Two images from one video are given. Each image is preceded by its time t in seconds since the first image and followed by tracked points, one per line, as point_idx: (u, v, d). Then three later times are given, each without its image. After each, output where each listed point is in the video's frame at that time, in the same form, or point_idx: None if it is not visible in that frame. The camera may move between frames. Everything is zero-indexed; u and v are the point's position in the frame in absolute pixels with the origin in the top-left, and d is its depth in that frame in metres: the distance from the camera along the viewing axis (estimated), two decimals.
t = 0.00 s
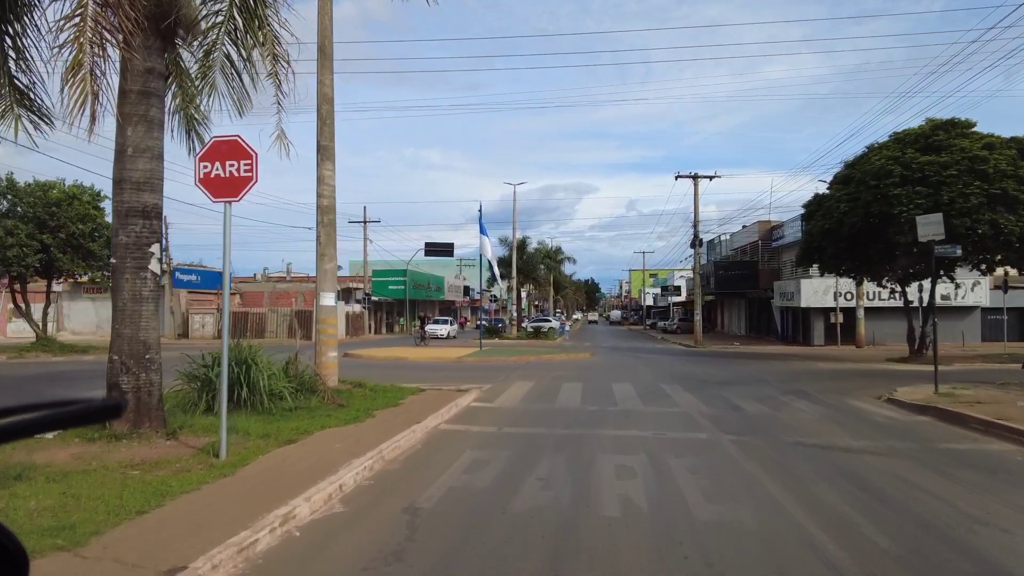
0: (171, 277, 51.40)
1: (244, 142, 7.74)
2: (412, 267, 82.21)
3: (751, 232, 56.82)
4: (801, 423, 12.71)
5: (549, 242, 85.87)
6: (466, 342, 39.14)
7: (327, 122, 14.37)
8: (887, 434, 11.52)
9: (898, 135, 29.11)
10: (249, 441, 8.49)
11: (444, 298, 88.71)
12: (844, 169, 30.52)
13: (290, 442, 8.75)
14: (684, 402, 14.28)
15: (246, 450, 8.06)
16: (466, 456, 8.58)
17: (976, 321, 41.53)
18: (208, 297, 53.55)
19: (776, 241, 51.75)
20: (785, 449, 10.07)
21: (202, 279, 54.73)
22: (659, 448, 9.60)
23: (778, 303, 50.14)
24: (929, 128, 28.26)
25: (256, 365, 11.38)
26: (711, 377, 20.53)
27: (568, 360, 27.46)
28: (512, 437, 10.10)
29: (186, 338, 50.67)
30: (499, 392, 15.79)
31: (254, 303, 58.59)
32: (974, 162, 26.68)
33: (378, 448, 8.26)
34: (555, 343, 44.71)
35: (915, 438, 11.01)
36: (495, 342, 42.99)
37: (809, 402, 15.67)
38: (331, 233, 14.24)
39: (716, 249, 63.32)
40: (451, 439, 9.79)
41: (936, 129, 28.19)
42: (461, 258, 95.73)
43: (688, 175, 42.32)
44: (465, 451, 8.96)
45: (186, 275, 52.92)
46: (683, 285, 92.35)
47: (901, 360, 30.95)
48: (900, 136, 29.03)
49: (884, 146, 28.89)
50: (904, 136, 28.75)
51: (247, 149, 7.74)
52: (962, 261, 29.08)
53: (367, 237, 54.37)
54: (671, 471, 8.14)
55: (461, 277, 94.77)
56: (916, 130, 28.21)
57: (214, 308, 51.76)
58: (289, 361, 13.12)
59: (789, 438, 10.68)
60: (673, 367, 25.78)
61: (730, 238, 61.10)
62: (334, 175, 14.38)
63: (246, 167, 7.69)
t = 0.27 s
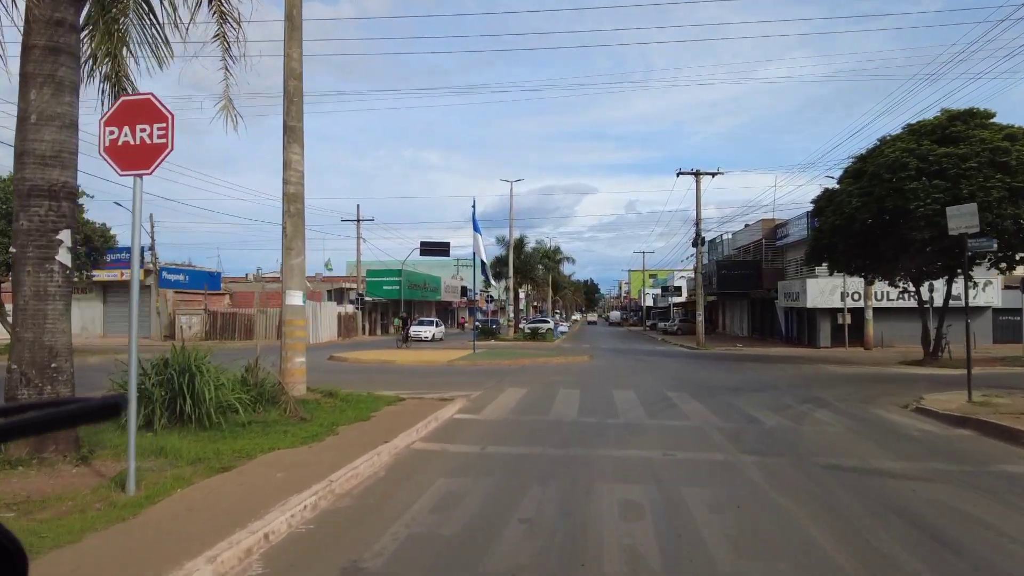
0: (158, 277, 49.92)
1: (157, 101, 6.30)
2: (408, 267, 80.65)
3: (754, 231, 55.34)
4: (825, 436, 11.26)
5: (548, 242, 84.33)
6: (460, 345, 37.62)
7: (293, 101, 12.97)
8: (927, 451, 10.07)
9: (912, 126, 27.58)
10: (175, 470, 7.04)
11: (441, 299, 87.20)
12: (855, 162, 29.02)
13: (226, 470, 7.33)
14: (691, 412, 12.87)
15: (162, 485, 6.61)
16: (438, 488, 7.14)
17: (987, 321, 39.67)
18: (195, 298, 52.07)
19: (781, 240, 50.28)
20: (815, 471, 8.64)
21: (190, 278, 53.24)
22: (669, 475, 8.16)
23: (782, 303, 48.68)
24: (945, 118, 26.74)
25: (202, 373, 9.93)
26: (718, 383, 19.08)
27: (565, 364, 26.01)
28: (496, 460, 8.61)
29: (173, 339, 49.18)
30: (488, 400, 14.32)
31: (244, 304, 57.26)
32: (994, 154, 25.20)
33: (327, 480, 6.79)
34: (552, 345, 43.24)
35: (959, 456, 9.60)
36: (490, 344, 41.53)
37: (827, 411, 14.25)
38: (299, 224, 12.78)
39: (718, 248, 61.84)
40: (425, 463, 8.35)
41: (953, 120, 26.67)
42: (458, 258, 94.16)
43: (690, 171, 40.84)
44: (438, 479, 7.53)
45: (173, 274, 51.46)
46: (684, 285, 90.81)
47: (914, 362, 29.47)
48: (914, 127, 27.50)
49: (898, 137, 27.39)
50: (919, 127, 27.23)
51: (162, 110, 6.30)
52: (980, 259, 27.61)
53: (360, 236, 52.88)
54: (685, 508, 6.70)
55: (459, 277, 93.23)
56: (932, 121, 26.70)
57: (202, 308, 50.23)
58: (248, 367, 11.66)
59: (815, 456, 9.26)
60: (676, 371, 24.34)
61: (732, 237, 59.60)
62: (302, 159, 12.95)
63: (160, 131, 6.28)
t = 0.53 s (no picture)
0: (143, 276, 48.41)
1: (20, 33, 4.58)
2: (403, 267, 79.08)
3: (757, 229, 53.85)
4: (858, 454, 9.77)
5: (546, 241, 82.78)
6: (454, 347, 36.07)
7: (252, 73, 11.51)
8: (982, 473, 8.58)
9: (927, 115, 26.03)
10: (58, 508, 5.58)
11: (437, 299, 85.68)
12: (867, 154, 27.47)
13: (127, 508, 5.88)
14: (701, 423, 11.44)
15: (31, 532, 5.14)
16: (395, 536, 5.68)
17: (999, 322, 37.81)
18: (182, 298, 50.58)
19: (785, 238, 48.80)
20: (858, 501, 7.16)
21: (177, 278, 51.73)
22: (682, 508, 6.71)
23: (786, 303, 47.19)
24: (964, 107, 25.19)
25: (132, 383, 8.50)
26: (727, 388, 17.62)
27: (561, 367, 24.57)
28: (470, 491, 7.13)
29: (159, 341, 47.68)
30: (473, 410, 12.82)
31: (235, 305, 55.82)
32: (1018, 144, 23.68)
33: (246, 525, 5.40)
34: (549, 347, 41.80)
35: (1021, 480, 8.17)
36: (485, 346, 40.07)
37: (852, 422, 12.81)
38: (257, 212, 11.28)
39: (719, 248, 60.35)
40: (387, 495, 6.90)
41: (971, 109, 25.12)
42: (455, 258, 92.57)
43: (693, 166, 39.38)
44: (397, 521, 6.11)
45: (160, 274, 49.98)
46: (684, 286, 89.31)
47: (930, 365, 27.96)
48: (930, 116, 25.95)
49: (913, 127, 25.83)
50: (935, 116, 25.67)
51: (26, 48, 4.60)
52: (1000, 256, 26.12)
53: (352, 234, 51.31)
54: (709, 562, 5.23)
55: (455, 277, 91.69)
56: (950, 109, 25.14)
57: (189, 308, 48.64)
58: (196, 375, 10.19)
59: (854, 481, 7.80)
60: (680, 375, 22.91)
61: (734, 236, 58.11)
62: (261, 139, 11.46)
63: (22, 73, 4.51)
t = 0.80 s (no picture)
0: (128, 276, 46.96)
1: None
2: (398, 267, 77.71)
3: (760, 227, 52.43)
4: (900, 477, 8.32)
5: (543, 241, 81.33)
6: (446, 349, 34.66)
7: (200, 37, 10.09)
8: None
9: (944, 105, 24.50)
10: None
11: (433, 300, 84.22)
12: (880, 146, 25.96)
13: None
14: (713, 438, 10.02)
15: None
16: None
17: (1010, 323, 36.34)
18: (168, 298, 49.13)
19: (789, 237, 47.40)
20: (916, 545, 5.72)
21: (164, 278, 50.27)
22: (700, 559, 5.28)
23: (791, 303, 45.79)
24: (983, 95, 23.67)
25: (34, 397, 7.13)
26: (736, 395, 16.23)
27: (557, 370, 23.18)
28: (436, 533, 5.70)
29: (143, 342, 46.20)
30: (454, 422, 11.40)
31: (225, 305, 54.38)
32: None
33: None
34: (546, 349, 40.40)
35: None
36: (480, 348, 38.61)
37: (881, 435, 11.38)
38: (204, 198, 9.89)
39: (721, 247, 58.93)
40: (330, 543, 5.44)
41: (992, 97, 23.59)
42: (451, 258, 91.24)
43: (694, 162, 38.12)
44: None
45: (146, 273, 48.54)
46: (684, 286, 87.88)
47: (946, 368, 26.55)
48: (947, 105, 24.41)
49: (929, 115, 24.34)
50: (953, 105, 24.15)
51: None
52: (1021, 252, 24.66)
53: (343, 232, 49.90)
54: None
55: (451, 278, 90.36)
56: (968, 97, 23.66)
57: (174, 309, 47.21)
58: (130, 386, 8.83)
59: (907, 518, 6.37)
60: (684, 380, 21.49)
61: (736, 235, 56.69)
62: (210, 114, 10.05)
63: None
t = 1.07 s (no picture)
0: (113, 275, 45.50)
1: None
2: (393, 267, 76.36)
3: (762, 226, 51.09)
4: (957, 504, 6.98)
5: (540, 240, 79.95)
6: (439, 351, 33.28)
7: None
8: None
9: (963, 93, 23.12)
10: None
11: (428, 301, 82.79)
12: (893, 137, 24.59)
13: None
14: (728, 456, 8.69)
15: None
16: None
17: None
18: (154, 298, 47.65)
19: (793, 235, 46.06)
20: None
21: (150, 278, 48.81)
22: None
23: (795, 304, 44.44)
24: (1005, 82, 22.30)
25: None
26: (749, 401, 14.88)
27: (553, 374, 21.81)
28: None
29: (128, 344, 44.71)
30: (433, 435, 10.06)
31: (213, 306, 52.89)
32: None
33: None
34: (543, 351, 39.04)
35: None
36: (474, 350, 37.20)
37: (917, 449, 10.04)
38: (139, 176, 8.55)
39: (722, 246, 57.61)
40: None
41: (1014, 84, 22.21)
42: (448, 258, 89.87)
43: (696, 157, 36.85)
44: None
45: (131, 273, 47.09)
46: (684, 287, 86.52)
47: (962, 372, 25.24)
48: (966, 93, 23.04)
49: (946, 104, 22.95)
50: (972, 93, 22.77)
51: None
52: None
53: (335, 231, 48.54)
54: None
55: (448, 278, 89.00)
56: (989, 84, 22.29)
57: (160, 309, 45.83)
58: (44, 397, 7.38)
59: (988, 568, 5.02)
60: (690, 385, 20.11)
61: (738, 234, 55.34)
62: (147, 81, 8.70)
63: None
